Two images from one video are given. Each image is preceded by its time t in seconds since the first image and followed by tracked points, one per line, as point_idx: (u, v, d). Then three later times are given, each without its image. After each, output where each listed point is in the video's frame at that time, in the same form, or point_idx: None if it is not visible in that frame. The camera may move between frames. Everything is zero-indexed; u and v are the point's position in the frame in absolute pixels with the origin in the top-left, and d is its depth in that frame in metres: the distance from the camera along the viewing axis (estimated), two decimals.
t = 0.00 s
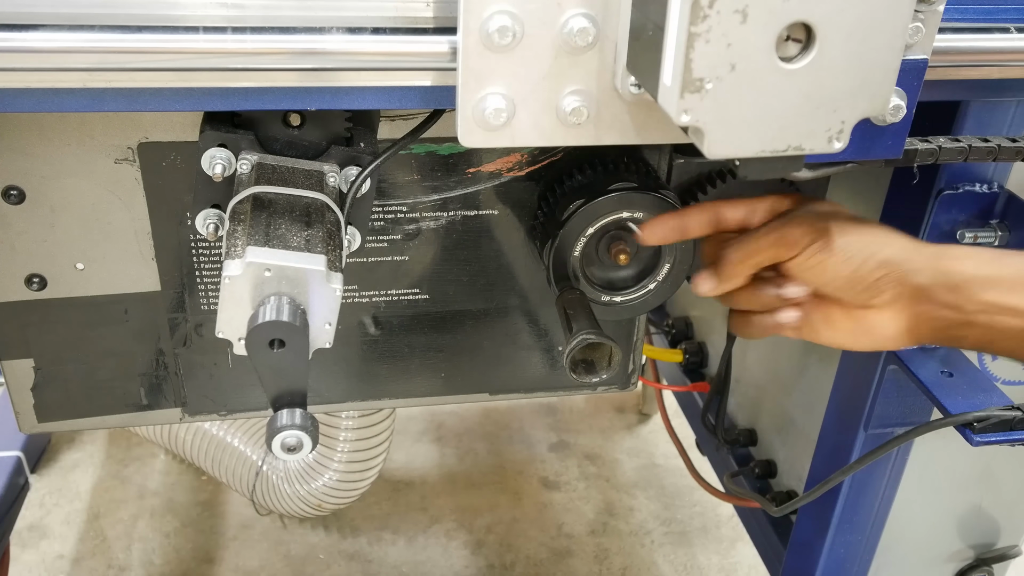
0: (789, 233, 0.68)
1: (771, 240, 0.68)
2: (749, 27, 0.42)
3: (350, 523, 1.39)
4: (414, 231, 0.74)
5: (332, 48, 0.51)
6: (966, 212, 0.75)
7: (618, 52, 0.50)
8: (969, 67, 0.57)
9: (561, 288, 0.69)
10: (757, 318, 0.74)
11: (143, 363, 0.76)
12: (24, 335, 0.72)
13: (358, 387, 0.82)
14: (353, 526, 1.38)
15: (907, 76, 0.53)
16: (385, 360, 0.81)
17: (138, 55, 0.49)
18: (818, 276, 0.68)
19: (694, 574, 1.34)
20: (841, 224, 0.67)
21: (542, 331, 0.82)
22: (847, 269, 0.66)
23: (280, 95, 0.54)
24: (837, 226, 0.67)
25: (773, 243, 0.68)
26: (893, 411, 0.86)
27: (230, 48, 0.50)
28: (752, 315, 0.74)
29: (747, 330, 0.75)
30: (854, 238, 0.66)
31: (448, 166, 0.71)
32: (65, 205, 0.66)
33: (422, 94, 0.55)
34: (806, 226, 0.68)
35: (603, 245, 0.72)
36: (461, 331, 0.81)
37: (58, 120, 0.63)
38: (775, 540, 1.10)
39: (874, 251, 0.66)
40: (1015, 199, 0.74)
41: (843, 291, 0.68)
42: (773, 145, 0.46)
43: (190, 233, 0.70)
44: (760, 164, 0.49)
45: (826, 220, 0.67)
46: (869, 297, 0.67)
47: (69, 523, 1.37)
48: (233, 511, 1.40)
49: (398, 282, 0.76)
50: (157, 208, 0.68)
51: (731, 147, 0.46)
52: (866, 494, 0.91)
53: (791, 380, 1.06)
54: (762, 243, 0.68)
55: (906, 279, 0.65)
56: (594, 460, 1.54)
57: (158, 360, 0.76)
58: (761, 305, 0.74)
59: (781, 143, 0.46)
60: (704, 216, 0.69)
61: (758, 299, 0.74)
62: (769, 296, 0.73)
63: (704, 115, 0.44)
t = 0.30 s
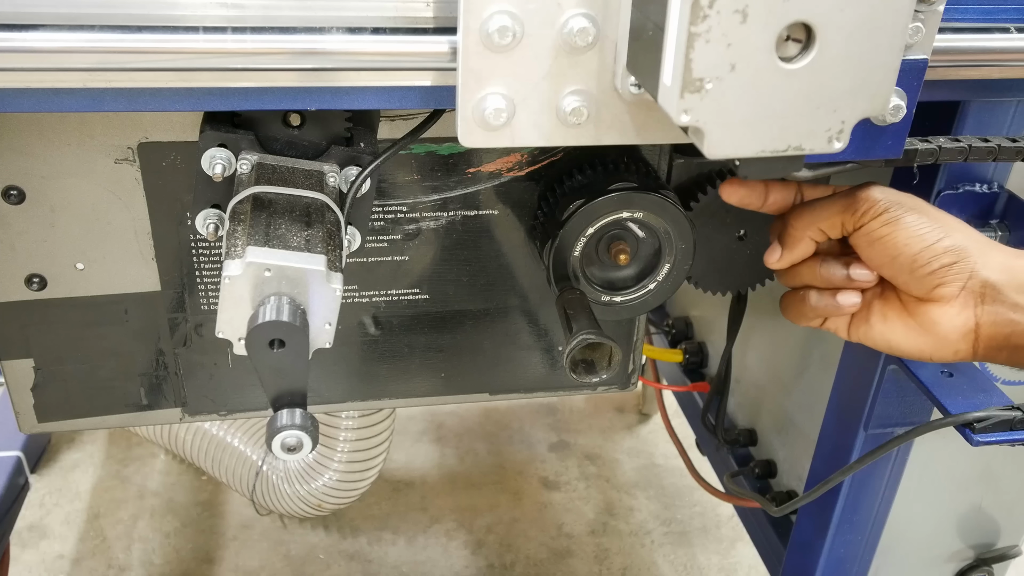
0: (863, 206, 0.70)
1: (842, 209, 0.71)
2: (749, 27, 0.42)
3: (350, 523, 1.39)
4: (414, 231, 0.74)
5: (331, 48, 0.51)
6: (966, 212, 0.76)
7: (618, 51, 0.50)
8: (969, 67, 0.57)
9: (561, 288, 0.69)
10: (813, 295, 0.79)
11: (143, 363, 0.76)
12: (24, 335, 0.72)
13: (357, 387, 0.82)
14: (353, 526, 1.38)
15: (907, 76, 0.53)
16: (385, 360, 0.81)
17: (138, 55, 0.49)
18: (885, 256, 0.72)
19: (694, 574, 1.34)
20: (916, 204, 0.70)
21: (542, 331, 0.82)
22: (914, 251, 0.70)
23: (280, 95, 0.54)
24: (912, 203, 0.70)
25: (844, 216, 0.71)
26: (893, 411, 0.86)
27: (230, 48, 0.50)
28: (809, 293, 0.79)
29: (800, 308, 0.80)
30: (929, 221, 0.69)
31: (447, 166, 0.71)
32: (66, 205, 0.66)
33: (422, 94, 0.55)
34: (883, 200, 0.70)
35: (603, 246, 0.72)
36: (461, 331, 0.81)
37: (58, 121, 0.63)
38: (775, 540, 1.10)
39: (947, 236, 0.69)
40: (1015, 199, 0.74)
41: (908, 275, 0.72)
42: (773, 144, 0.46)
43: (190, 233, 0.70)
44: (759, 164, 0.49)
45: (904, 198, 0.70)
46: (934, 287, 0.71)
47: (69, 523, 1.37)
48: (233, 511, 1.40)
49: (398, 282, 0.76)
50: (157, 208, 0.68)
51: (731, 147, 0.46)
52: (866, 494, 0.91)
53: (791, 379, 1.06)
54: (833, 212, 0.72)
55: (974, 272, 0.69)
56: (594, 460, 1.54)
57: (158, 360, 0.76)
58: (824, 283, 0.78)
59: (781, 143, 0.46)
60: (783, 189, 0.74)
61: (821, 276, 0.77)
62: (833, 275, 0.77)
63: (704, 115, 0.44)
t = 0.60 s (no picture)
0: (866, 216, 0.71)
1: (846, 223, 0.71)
2: (749, 28, 0.42)
3: (350, 523, 1.39)
4: (414, 231, 0.74)
5: (331, 48, 0.51)
6: (966, 212, 0.75)
7: (618, 51, 0.50)
8: (969, 67, 0.57)
9: (561, 288, 0.69)
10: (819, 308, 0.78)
11: (143, 363, 0.76)
12: (24, 335, 0.72)
13: (357, 387, 0.82)
14: (353, 526, 1.38)
15: (907, 76, 0.53)
16: (385, 360, 0.81)
17: (138, 55, 0.49)
18: (889, 268, 0.72)
19: (694, 574, 1.34)
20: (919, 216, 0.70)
21: (542, 331, 0.82)
22: (918, 265, 0.70)
23: (280, 96, 0.54)
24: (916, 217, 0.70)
25: (848, 228, 0.72)
26: (893, 411, 0.86)
27: (230, 48, 0.50)
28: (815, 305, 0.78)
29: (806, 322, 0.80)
30: (931, 234, 0.69)
31: (448, 166, 0.71)
32: (66, 205, 0.66)
33: (422, 94, 0.55)
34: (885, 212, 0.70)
35: (603, 246, 0.72)
36: (461, 331, 0.81)
37: (58, 121, 0.63)
38: (775, 540, 1.10)
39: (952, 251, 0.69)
40: (1015, 199, 0.74)
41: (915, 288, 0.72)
42: (773, 144, 0.46)
43: (191, 233, 0.70)
44: (759, 163, 0.49)
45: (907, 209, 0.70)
46: (938, 301, 0.71)
47: (69, 523, 1.37)
48: (233, 511, 1.40)
49: (398, 282, 0.76)
50: (157, 208, 0.68)
51: (731, 147, 0.46)
52: (866, 494, 0.91)
53: (791, 379, 1.06)
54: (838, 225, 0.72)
55: (979, 286, 0.69)
56: (594, 460, 1.54)
57: (158, 360, 0.76)
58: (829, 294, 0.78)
59: (781, 142, 0.46)
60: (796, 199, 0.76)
61: (828, 288, 0.78)
62: (839, 287, 0.77)
63: (704, 115, 0.44)
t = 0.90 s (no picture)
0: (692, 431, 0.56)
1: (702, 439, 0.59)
2: (749, 28, 0.42)
3: (350, 523, 1.39)
4: (414, 231, 0.74)
5: (331, 48, 0.51)
6: (966, 212, 0.75)
7: (618, 52, 0.50)
8: (969, 67, 0.57)
9: (562, 288, 0.69)
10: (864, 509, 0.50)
11: (143, 363, 0.76)
12: (24, 335, 0.72)
13: (357, 387, 0.82)
14: (353, 526, 1.38)
15: (907, 76, 0.53)
16: (385, 360, 0.81)
17: (138, 55, 0.49)
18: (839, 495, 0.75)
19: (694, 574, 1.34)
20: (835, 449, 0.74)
21: (542, 331, 0.82)
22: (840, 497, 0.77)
23: (280, 95, 0.54)
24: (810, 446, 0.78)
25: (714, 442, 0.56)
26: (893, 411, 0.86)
27: (230, 48, 0.50)
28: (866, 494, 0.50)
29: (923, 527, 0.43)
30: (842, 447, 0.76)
31: (448, 166, 0.71)
32: (65, 206, 0.66)
33: (422, 94, 0.55)
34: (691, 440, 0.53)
35: (603, 246, 0.72)
36: (461, 331, 0.81)
37: (59, 121, 0.63)
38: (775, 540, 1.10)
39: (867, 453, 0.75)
40: (1015, 199, 0.74)
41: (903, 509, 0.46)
42: (773, 144, 0.46)
43: (191, 234, 0.70)
44: (760, 163, 0.49)
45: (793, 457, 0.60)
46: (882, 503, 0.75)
47: (69, 523, 1.37)
48: (233, 511, 1.40)
49: (398, 282, 0.76)
50: (157, 208, 0.68)
51: (731, 147, 0.46)
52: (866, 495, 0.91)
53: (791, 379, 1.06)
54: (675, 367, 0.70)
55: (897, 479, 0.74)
56: (594, 460, 1.54)
57: (158, 359, 0.76)
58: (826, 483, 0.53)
59: (781, 142, 0.46)
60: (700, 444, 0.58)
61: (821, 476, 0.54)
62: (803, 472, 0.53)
63: (704, 115, 0.44)
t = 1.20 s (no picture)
0: None
1: None
2: (749, 28, 0.42)
3: (350, 523, 1.39)
4: (414, 231, 0.74)
5: (331, 48, 0.51)
6: (966, 212, 0.75)
7: (617, 52, 0.50)
8: (969, 67, 0.57)
9: (561, 288, 0.69)
10: None
11: (143, 363, 0.76)
12: (24, 335, 0.72)
13: (357, 388, 0.82)
14: (353, 526, 1.38)
15: (907, 76, 0.53)
16: (385, 361, 0.81)
17: (138, 55, 0.49)
18: None
19: (694, 574, 1.34)
20: None
21: (542, 331, 0.82)
22: None
23: (280, 95, 0.54)
24: None
25: None
26: (893, 411, 0.86)
27: (229, 48, 0.50)
28: None
29: None
30: None
31: (448, 166, 0.71)
32: (65, 206, 0.66)
33: (422, 94, 0.55)
34: None
35: (603, 246, 0.72)
36: (461, 331, 0.81)
37: (59, 120, 0.63)
38: (775, 540, 1.10)
39: None
40: (1015, 199, 0.74)
41: None
42: (773, 144, 0.46)
43: (191, 234, 0.70)
44: (759, 164, 0.49)
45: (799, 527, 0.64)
46: None
47: (69, 523, 1.37)
48: (233, 512, 1.40)
49: (398, 282, 0.76)
50: (157, 208, 0.68)
51: (730, 147, 0.46)
52: (866, 495, 0.91)
53: (791, 378, 1.06)
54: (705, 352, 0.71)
55: None
56: (594, 460, 1.54)
57: (158, 359, 0.76)
58: None
59: (781, 142, 0.46)
60: None
61: None
62: None
63: (704, 115, 0.44)
